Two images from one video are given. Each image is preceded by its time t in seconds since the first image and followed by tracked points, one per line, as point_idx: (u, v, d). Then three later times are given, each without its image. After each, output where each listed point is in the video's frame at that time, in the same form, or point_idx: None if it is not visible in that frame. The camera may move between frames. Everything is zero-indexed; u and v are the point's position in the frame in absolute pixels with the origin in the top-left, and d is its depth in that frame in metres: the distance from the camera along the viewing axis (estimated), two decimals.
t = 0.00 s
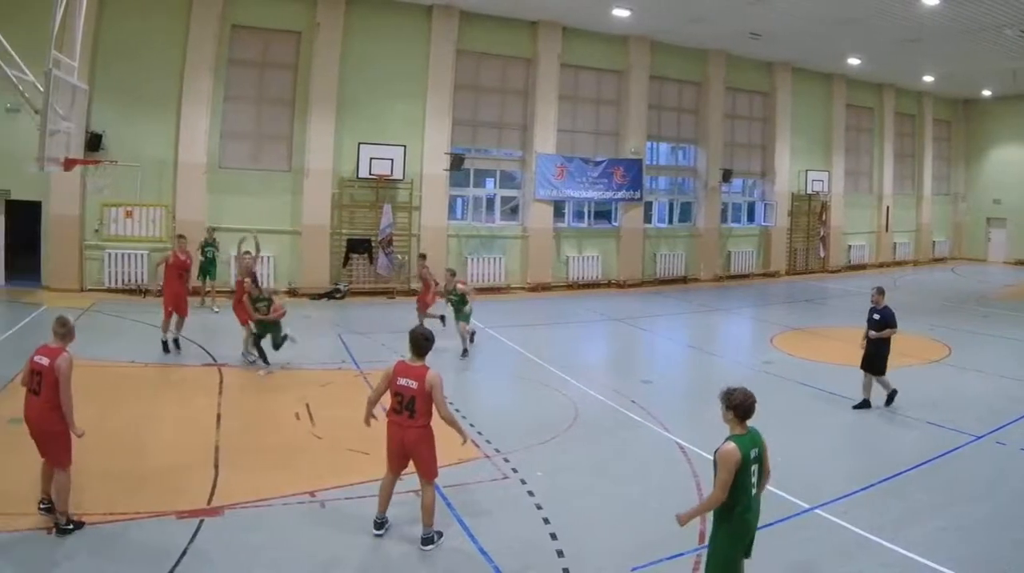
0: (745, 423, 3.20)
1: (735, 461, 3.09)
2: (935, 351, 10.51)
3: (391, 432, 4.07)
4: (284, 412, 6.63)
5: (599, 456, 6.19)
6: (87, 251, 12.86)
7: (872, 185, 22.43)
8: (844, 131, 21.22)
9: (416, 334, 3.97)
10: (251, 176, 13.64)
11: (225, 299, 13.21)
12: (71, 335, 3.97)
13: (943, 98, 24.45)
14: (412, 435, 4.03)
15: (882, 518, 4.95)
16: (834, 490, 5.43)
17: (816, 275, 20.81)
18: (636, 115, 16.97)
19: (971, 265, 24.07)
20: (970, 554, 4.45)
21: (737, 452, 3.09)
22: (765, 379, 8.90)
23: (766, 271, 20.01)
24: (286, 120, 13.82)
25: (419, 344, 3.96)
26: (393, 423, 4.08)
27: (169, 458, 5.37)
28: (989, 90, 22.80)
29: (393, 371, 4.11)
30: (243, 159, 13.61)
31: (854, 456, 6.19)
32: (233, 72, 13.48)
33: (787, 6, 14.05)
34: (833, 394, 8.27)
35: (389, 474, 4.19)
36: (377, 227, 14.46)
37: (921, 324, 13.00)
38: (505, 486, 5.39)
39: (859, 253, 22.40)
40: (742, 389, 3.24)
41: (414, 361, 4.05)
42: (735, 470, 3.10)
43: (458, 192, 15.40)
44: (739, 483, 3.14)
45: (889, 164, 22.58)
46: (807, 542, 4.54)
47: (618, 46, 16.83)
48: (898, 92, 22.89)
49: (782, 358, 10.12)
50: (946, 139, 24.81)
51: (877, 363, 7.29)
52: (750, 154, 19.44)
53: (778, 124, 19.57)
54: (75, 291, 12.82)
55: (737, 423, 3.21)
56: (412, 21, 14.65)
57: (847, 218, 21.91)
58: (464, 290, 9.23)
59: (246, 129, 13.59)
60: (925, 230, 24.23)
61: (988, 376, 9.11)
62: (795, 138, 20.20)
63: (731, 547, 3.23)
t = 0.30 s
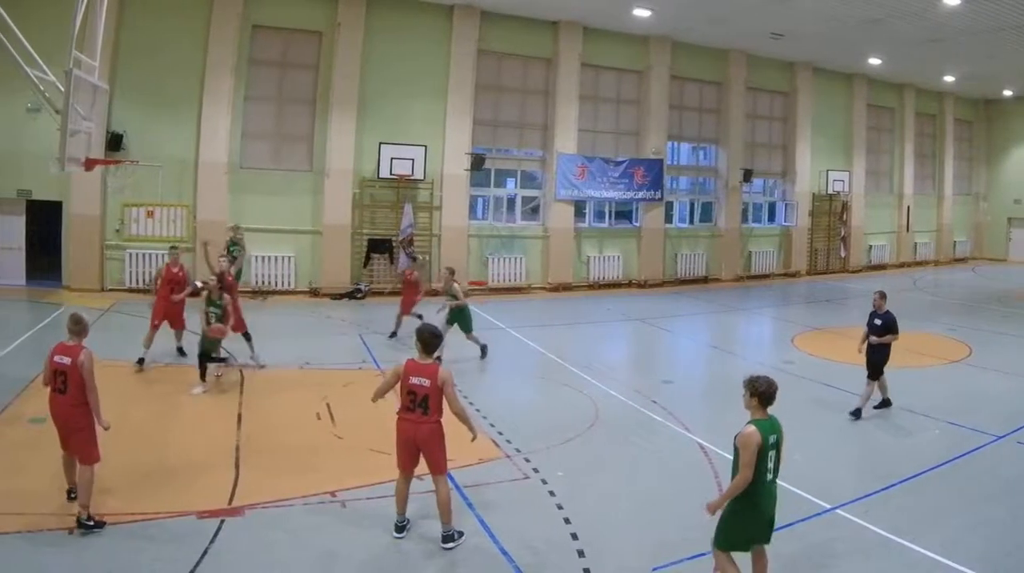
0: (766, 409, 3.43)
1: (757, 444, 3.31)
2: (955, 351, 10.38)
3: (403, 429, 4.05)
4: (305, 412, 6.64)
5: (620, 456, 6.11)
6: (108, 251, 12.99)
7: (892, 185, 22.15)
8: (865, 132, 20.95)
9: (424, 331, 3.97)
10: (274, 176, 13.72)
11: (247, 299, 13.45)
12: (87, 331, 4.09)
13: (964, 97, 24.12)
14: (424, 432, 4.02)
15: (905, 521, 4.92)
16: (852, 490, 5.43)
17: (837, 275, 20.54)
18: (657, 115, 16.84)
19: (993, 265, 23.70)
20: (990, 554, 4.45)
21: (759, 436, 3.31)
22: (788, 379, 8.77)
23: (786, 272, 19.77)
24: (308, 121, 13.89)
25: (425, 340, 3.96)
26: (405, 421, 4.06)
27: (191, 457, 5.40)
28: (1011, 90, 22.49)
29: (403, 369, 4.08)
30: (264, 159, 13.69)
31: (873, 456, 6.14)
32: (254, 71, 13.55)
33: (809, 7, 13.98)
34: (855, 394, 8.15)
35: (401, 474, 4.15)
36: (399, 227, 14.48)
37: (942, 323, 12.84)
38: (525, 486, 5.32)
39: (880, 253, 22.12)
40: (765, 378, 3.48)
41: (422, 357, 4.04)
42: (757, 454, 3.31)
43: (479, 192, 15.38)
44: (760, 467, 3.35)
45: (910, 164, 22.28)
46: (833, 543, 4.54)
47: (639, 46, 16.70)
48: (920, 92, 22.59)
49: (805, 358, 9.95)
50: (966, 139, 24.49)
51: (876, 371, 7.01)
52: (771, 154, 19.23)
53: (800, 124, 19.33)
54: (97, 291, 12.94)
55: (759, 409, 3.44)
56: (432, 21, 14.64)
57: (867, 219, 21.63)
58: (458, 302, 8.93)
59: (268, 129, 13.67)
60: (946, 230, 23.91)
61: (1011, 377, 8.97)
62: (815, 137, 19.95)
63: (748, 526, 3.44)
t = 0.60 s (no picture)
0: (773, 401, 3.64)
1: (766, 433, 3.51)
2: (977, 352, 10.23)
3: (417, 427, 4.02)
4: (327, 412, 6.65)
5: (643, 456, 6.02)
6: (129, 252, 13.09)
7: (914, 184, 21.82)
8: (887, 131, 20.65)
9: (437, 329, 3.94)
10: (296, 176, 13.79)
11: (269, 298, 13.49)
12: (101, 314, 4.26)
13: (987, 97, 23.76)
14: (440, 430, 4.00)
15: (928, 520, 4.89)
16: (875, 489, 5.39)
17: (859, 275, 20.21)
18: (680, 114, 16.69)
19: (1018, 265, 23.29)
20: (1011, 553, 4.44)
21: (768, 425, 3.51)
22: (812, 379, 8.65)
23: (808, 272, 19.48)
24: (330, 121, 13.95)
25: (438, 338, 3.95)
26: (419, 419, 4.03)
27: (214, 457, 5.43)
28: None
29: (416, 369, 4.03)
30: (286, 159, 13.77)
31: (893, 456, 6.09)
32: (277, 71, 13.64)
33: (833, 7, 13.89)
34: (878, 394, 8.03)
35: (417, 475, 4.11)
36: (421, 227, 14.51)
37: (965, 323, 12.66)
38: (547, 486, 5.26)
39: (902, 253, 21.77)
40: (772, 372, 3.70)
41: (434, 355, 4.01)
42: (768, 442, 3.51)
43: (501, 192, 15.34)
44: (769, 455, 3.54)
45: (933, 164, 21.94)
46: (855, 542, 4.53)
47: (660, 46, 16.57)
48: (941, 92, 22.25)
49: (829, 358, 9.80)
50: (988, 139, 24.12)
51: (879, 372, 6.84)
52: (793, 154, 18.98)
53: (822, 124, 19.06)
54: (118, 291, 13.02)
55: (766, 401, 3.65)
56: (454, 20, 14.63)
57: (889, 218, 21.30)
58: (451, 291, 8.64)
59: (290, 129, 13.74)
60: (968, 230, 23.52)
61: None
62: (837, 136, 19.66)
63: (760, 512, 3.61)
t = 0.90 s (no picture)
0: (774, 396, 3.66)
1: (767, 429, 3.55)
2: (1002, 352, 10.03)
3: (440, 429, 3.97)
4: (350, 412, 6.65)
5: (665, 456, 5.94)
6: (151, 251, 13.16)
7: (936, 184, 21.44)
8: (909, 131, 20.30)
9: (458, 330, 3.90)
10: (318, 177, 13.87)
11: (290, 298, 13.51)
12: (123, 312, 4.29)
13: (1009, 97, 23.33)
14: (463, 431, 3.96)
15: (953, 522, 4.78)
16: (898, 489, 5.28)
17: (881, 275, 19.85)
18: (702, 113, 16.52)
19: None
20: None
21: (768, 421, 3.55)
22: (835, 379, 8.51)
23: (830, 272, 19.17)
24: (351, 121, 14.00)
25: (459, 340, 3.90)
26: (442, 421, 3.98)
27: (236, 457, 5.44)
28: None
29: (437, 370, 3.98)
30: (308, 159, 13.84)
31: (916, 456, 5.98)
32: (298, 71, 13.70)
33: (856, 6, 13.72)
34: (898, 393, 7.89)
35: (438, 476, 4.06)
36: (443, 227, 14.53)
37: (987, 324, 12.43)
38: (569, 486, 5.20)
39: (924, 253, 21.38)
40: (775, 366, 3.69)
41: (452, 356, 3.97)
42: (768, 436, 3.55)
43: (523, 192, 15.29)
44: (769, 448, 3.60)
45: (954, 164, 21.56)
46: (876, 542, 4.44)
47: (682, 46, 16.42)
48: (963, 92, 21.87)
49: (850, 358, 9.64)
50: (1010, 138, 23.68)
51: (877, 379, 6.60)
52: (815, 154, 18.71)
53: (844, 124, 18.76)
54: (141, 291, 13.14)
55: (767, 396, 3.67)
56: (475, 20, 14.60)
57: (911, 219, 20.94)
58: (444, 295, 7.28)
59: (312, 128, 13.81)
60: (990, 230, 23.09)
61: None
62: (859, 136, 19.35)
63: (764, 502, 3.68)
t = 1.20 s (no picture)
0: (789, 390, 3.63)
1: (780, 423, 3.53)
2: None
3: (470, 431, 3.91)
4: (372, 412, 6.65)
5: (687, 456, 5.85)
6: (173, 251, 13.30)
7: (960, 184, 21.03)
8: (931, 131, 19.93)
9: (491, 331, 3.90)
10: (340, 177, 13.93)
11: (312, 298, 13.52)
12: (155, 313, 4.34)
13: None
14: (493, 433, 3.93)
15: (978, 522, 4.65)
16: (921, 489, 5.15)
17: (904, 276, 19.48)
18: (724, 112, 16.34)
19: None
20: None
21: (782, 415, 3.53)
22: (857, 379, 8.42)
23: (852, 272, 18.86)
24: (372, 121, 14.05)
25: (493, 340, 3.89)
26: (471, 424, 3.92)
27: (258, 456, 5.45)
28: None
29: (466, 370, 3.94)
30: (330, 159, 13.91)
31: (942, 456, 5.84)
32: (319, 72, 13.76)
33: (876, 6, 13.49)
34: (920, 393, 7.73)
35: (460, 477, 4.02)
36: (464, 227, 14.52)
37: (1010, 324, 12.16)
38: (591, 486, 5.14)
39: (947, 253, 20.98)
40: (788, 361, 3.68)
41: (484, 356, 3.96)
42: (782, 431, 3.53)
43: (545, 191, 15.22)
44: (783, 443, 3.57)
45: (977, 164, 21.13)
46: (899, 542, 4.33)
47: (703, 46, 16.25)
48: (984, 92, 21.46)
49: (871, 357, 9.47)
50: None
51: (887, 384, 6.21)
52: (837, 155, 18.41)
53: (867, 124, 18.45)
54: (163, 291, 13.28)
55: (781, 391, 3.63)
56: (496, 19, 14.57)
57: (933, 219, 20.54)
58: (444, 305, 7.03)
59: (334, 128, 13.88)
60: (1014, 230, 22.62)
61: None
62: (882, 136, 19.02)
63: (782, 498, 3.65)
